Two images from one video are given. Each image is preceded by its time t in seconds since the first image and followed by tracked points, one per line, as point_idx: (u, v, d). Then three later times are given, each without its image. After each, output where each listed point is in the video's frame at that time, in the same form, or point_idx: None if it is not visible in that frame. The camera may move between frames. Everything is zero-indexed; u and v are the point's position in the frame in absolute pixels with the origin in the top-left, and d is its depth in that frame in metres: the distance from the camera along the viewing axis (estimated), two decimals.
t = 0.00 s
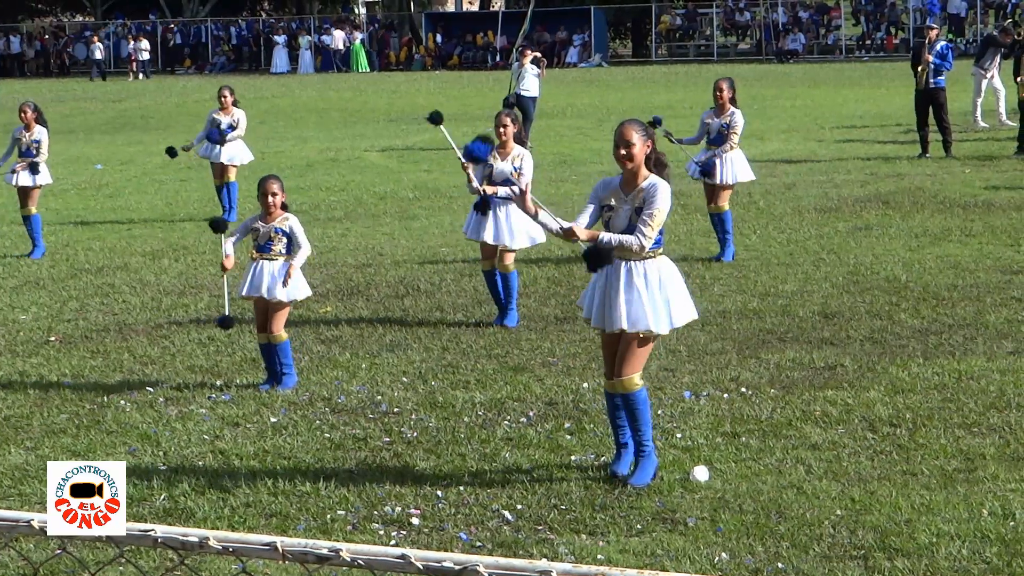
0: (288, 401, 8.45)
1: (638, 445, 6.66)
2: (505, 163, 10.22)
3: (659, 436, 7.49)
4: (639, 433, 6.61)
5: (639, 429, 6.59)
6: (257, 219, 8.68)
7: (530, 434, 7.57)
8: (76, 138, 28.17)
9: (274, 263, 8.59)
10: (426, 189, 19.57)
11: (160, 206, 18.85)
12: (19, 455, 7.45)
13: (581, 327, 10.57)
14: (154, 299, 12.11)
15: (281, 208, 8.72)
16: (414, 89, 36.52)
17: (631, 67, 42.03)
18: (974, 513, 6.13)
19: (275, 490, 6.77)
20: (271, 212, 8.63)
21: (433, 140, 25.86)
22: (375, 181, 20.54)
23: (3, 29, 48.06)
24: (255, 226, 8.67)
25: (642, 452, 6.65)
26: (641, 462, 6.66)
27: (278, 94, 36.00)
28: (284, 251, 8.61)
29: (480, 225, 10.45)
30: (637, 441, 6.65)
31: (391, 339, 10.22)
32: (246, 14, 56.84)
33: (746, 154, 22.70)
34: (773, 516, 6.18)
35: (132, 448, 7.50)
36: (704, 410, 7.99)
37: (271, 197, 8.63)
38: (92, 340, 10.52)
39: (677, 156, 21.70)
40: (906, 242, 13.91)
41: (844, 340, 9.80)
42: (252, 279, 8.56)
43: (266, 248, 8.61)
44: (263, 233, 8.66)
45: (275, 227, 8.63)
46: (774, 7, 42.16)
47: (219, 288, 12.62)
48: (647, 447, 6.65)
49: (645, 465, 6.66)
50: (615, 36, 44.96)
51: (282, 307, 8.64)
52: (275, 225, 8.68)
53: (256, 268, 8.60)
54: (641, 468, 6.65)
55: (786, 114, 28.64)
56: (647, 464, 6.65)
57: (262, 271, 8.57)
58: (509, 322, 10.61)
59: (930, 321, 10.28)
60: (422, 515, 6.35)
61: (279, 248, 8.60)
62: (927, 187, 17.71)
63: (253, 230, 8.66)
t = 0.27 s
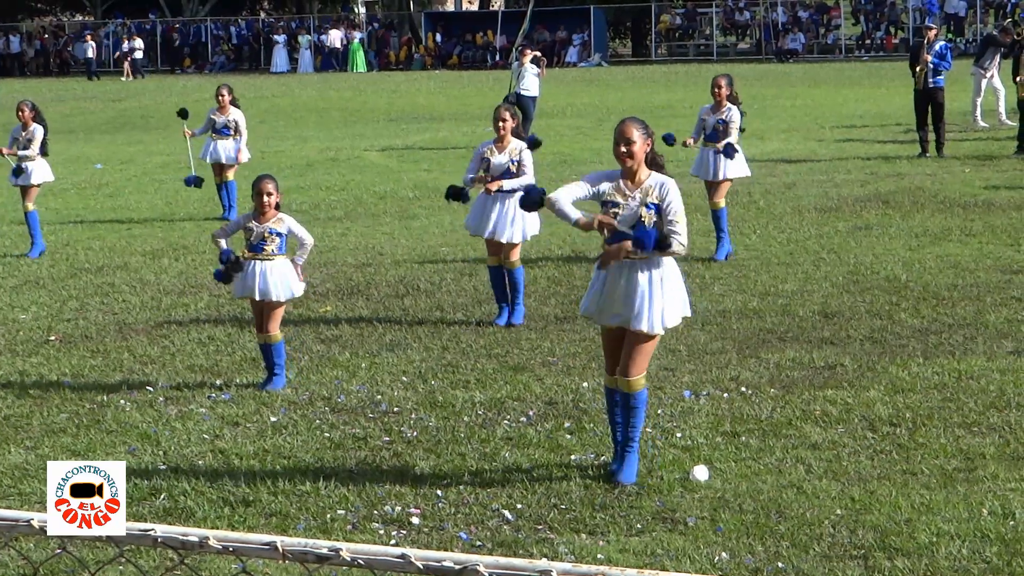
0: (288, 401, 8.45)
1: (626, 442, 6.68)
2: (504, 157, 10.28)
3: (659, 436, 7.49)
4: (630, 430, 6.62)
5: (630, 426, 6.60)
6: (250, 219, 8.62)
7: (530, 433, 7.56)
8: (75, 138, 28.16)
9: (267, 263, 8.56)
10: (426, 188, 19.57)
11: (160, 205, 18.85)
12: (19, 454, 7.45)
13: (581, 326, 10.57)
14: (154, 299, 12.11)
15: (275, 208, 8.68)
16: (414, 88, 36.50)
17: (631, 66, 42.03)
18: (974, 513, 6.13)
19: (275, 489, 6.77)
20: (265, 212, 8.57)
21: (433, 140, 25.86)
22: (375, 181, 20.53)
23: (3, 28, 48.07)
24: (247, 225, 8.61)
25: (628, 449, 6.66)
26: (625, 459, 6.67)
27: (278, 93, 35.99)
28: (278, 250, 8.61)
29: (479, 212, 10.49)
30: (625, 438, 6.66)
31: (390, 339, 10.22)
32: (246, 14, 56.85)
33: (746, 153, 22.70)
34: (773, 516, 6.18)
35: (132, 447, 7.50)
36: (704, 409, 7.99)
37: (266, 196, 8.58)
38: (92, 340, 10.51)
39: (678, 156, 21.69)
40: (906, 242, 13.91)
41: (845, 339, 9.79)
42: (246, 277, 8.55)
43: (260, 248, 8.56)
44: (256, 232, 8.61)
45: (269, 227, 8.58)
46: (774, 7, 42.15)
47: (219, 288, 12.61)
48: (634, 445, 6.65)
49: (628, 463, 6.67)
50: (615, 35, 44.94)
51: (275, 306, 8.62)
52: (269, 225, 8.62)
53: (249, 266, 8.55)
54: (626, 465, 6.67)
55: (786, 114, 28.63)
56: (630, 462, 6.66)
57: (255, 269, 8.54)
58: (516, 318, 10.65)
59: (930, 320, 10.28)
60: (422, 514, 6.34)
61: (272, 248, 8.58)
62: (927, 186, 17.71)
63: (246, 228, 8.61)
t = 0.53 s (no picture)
0: (290, 402, 8.45)
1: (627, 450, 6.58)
2: (511, 176, 10.30)
3: (661, 436, 7.49)
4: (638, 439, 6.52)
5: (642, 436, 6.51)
6: (245, 223, 8.53)
7: (533, 434, 7.57)
8: (77, 138, 28.17)
9: (267, 267, 8.50)
10: (428, 188, 19.58)
11: (162, 206, 18.86)
12: (21, 455, 7.45)
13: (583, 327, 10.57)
14: (156, 299, 12.11)
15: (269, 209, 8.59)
16: (415, 89, 36.49)
17: (632, 66, 42.03)
18: (976, 512, 6.13)
19: (277, 490, 6.78)
20: (259, 215, 8.49)
21: (435, 140, 25.86)
22: (376, 181, 20.53)
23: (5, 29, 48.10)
24: (243, 229, 8.52)
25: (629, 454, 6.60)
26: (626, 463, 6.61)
27: (279, 94, 35.99)
28: (276, 253, 8.55)
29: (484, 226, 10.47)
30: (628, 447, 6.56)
31: (393, 339, 10.22)
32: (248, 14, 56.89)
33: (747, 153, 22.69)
34: (776, 516, 6.17)
35: (134, 448, 7.50)
36: (707, 409, 7.99)
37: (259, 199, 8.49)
38: (94, 340, 10.52)
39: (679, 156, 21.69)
40: (908, 241, 13.90)
41: (847, 339, 9.79)
42: (246, 283, 8.46)
43: (258, 252, 8.49)
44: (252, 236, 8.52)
45: (265, 231, 8.51)
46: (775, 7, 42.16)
47: (221, 288, 12.62)
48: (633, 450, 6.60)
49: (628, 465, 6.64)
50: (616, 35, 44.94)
51: (276, 310, 8.55)
52: (264, 228, 8.54)
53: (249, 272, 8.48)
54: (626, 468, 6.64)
55: (787, 113, 28.62)
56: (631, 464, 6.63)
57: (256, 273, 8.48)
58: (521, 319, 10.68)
59: (932, 320, 10.27)
60: (425, 515, 6.35)
61: (270, 251, 8.51)
62: (929, 186, 17.70)
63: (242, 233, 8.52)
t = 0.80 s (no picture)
0: (293, 403, 8.45)
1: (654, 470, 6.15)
2: (509, 182, 10.18)
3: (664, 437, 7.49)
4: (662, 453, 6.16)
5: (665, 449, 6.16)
6: (237, 235, 8.47)
7: (536, 434, 7.57)
8: (80, 140, 28.19)
9: (259, 279, 8.39)
10: (430, 189, 19.59)
11: (165, 207, 18.87)
12: (25, 457, 7.46)
13: (586, 328, 10.56)
14: (159, 301, 12.12)
15: (261, 222, 8.54)
16: (418, 90, 36.50)
17: (635, 66, 42.05)
18: (980, 513, 6.12)
19: (280, 491, 6.78)
20: (251, 226, 8.45)
21: (438, 141, 25.86)
22: (379, 182, 20.54)
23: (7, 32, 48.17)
24: (235, 241, 8.47)
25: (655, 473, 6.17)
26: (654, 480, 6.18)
27: (281, 95, 36.01)
28: (269, 264, 8.46)
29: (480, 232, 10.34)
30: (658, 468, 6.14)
31: (395, 340, 10.22)
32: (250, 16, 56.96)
33: (750, 153, 22.69)
34: (780, 516, 6.17)
35: (137, 450, 7.51)
36: (710, 410, 7.99)
37: (251, 211, 8.45)
38: (97, 342, 10.53)
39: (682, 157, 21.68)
40: (910, 241, 13.89)
41: (850, 339, 9.79)
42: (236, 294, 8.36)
43: (252, 264, 8.40)
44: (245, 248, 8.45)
45: (257, 242, 8.44)
46: (778, 7, 42.18)
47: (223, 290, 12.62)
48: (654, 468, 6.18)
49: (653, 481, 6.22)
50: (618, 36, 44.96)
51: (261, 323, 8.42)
52: (256, 240, 8.47)
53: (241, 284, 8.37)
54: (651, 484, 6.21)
55: (790, 114, 28.61)
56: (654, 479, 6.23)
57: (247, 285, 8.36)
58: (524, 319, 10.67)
59: (935, 320, 10.27)
60: (428, 516, 6.34)
61: (264, 262, 8.42)
62: (932, 186, 17.69)
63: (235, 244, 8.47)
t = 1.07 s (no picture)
0: (295, 405, 8.46)
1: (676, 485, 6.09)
2: (510, 193, 9.93)
3: (666, 440, 7.49)
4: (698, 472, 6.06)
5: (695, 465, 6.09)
6: (232, 243, 8.36)
7: (538, 437, 7.57)
8: (82, 142, 28.23)
9: (256, 286, 8.29)
10: (433, 192, 19.60)
11: (167, 209, 18.89)
12: (27, 458, 7.47)
13: (588, 331, 10.56)
14: (161, 303, 12.13)
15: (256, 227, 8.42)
16: (421, 92, 36.53)
17: (638, 69, 42.10)
18: (981, 517, 6.12)
19: (282, 494, 6.79)
20: (246, 233, 8.33)
21: (440, 144, 25.88)
22: (381, 185, 20.55)
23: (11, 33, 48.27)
24: (229, 249, 8.36)
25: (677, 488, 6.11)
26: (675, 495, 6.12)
27: (284, 98, 36.03)
28: (263, 272, 8.34)
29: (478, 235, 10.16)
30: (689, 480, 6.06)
31: (398, 343, 10.23)
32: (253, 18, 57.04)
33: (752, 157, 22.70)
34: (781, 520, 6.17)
35: (139, 452, 7.51)
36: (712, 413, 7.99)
37: (244, 218, 8.32)
38: (100, 344, 10.54)
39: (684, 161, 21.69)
40: (913, 245, 13.89)
41: (852, 343, 9.79)
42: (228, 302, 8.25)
43: (246, 271, 8.29)
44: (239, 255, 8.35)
45: (252, 249, 8.33)
46: (780, 11, 42.22)
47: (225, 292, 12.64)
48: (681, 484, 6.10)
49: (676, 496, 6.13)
50: (621, 39, 45.04)
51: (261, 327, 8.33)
52: (251, 246, 8.36)
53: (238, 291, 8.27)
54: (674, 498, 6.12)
55: (793, 117, 28.61)
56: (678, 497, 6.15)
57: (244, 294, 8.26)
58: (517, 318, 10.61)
59: (937, 324, 10.27)
60: (430, 519, 6.34)
61: (258, 270, 8.31)
62: (935, 190, 17.68)
63: (229, 252, 8.36)
